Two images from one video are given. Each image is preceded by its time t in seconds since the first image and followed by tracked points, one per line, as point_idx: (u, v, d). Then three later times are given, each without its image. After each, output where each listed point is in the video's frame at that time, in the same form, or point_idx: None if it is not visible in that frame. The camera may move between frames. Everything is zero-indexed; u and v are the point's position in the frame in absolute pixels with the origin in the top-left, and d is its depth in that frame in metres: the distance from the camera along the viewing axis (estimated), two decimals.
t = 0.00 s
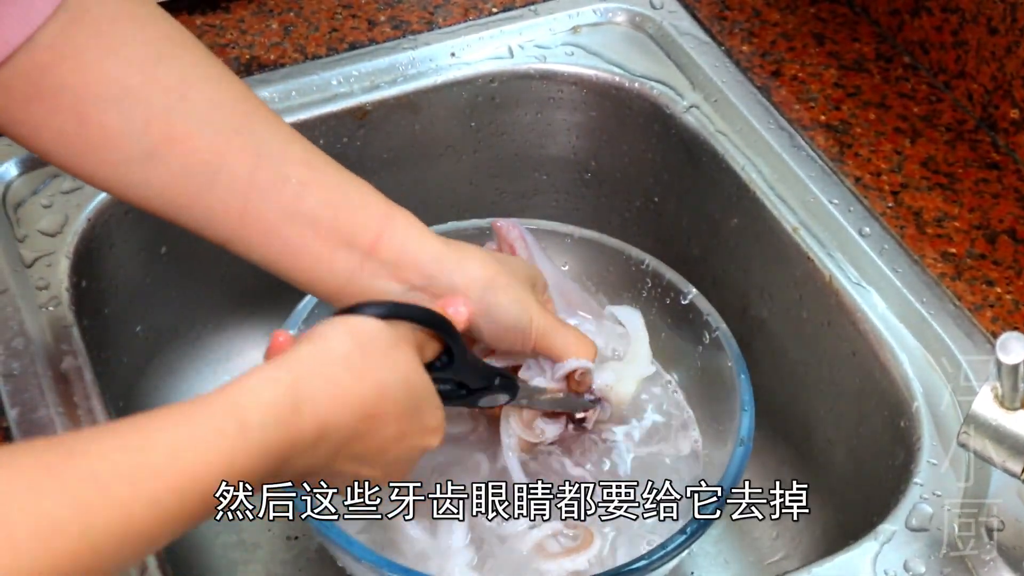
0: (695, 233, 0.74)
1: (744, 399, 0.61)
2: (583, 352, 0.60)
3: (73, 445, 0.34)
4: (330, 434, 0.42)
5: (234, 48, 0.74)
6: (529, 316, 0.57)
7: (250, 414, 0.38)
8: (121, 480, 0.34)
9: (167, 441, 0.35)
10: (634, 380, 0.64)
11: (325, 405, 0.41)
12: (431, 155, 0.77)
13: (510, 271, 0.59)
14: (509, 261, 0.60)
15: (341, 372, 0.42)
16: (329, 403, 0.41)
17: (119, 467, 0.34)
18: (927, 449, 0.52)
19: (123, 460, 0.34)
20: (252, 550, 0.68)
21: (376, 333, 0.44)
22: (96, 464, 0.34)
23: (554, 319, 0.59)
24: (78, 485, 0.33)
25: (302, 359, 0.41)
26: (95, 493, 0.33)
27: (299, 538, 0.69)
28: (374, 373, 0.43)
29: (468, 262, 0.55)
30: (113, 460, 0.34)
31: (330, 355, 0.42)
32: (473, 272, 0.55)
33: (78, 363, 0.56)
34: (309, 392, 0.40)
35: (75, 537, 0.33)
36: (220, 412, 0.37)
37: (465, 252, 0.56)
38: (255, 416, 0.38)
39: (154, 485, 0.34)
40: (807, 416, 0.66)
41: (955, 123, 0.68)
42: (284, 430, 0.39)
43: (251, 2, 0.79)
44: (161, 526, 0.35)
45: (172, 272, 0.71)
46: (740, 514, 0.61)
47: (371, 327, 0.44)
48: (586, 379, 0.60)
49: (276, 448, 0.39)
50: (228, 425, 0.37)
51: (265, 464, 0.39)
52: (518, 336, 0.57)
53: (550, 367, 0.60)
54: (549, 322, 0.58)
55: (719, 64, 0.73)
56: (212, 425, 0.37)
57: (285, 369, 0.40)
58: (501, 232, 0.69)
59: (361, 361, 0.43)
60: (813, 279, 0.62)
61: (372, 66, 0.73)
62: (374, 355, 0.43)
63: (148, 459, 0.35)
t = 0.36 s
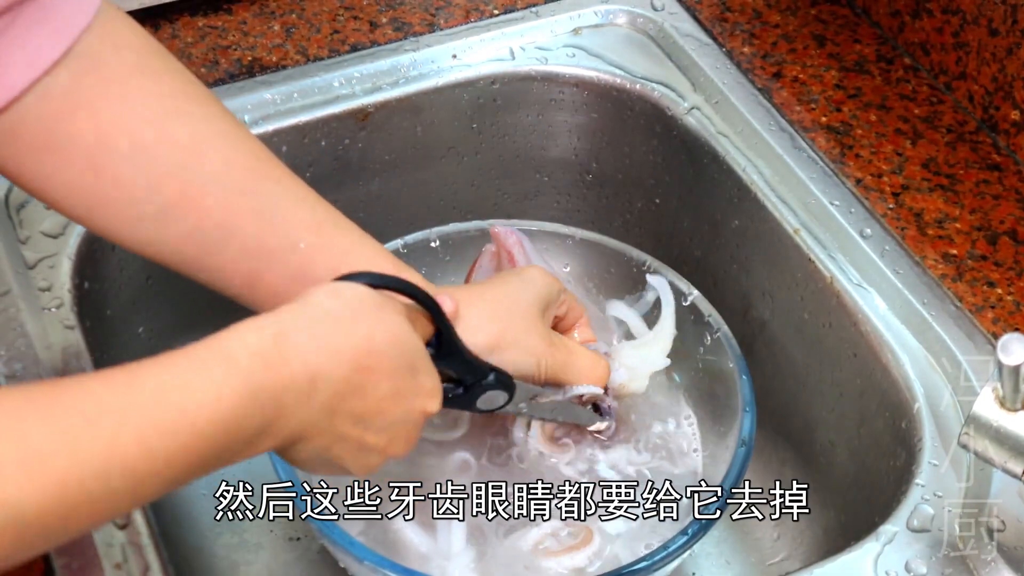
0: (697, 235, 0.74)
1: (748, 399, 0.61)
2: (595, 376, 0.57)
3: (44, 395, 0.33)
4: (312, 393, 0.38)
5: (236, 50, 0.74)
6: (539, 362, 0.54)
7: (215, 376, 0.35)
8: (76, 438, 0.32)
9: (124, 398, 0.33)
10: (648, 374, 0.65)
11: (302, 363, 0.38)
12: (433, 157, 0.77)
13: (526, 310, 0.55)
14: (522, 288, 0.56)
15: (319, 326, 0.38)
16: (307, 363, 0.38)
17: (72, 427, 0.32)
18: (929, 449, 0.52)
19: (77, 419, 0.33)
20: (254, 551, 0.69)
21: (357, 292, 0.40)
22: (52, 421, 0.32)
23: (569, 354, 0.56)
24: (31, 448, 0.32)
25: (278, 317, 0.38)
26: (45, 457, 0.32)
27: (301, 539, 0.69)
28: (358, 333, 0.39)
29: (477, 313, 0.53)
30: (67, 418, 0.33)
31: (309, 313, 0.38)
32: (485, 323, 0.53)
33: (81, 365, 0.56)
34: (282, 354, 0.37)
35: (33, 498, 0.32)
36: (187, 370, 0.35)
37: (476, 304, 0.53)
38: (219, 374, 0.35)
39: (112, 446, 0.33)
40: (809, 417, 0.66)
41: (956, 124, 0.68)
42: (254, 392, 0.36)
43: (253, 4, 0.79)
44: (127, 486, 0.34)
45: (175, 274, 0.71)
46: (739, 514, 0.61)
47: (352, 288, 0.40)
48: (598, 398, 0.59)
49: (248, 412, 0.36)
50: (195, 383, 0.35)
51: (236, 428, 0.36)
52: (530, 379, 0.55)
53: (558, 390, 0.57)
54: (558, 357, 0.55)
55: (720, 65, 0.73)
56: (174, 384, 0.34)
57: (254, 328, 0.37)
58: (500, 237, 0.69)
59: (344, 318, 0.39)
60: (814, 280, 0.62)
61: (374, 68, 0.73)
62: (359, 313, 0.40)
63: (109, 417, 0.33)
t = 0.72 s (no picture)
0: (698, 235, 0.74)
1: (749, 401, 0.61)
2: (569, 331, 0.60)
3: (107, 422, 0.36)
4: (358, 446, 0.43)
5: (238, 50, 0.74)
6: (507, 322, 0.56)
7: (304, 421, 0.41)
8: (164, 439, 0.37)
9: (229, 417, 0.39)
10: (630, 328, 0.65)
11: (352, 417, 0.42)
12: (435, 157, 0.77)
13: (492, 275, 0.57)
14: (486, 254, 0.58)
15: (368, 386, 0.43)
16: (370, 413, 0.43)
17: (150, 446, 0.37)
18: (931, 450, 0.52)
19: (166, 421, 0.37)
20: (256, 551, 0.69)
21: (425, 355, 0.46)
22: (128, 440, 0.36)
23: (536, 312, 0.58)
24: (108, 457, 0.36)
25: (338, 375, 0.42)
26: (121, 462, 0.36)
27: (303, 540, 0.69)
28: (419, 397, 0.45)
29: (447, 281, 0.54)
30: (151, 434, 0.37)
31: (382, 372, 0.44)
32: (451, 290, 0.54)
33: (82, 365, 0.56)
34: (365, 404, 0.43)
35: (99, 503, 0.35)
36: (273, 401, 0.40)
37: (444, 272, 0.55)
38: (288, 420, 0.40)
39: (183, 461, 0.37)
40: (810, 417, 0.66)
41: (958, 125, 0.68)
42: (315, 437, 0.41)
43: (254, 4, 0.79)
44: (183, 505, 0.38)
45: (176, 274, 0.71)
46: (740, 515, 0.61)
47: (421, 350, 0.46)
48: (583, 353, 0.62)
49: (315, 452, 0.41)
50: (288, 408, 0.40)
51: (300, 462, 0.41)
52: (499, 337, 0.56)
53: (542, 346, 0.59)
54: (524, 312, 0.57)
55: (722, 65, 0.73)
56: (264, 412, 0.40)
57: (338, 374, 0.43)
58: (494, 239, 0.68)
59: (413, 374, 0.45)
60: (816, 281, 0.62)
61: (375, 68, 0.73)
62: (419, 376, 0.45)
63: (198, 431, 0.38)
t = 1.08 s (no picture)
0: (697, 235, 0.74)
1: (748, 402, 0.61)
2: (565, 309, 0.58)
3: (93, 465, 0.36)
4: (342, 452, 0.42)
5: (237, 51, 0.74)
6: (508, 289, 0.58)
7: (282, 433, 0.39)
8: (140, 484, 0.36)
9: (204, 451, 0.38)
10: (645, 341, 0.64)
11: (331, 421, 0.41)
12: (434, 158, 0.77)
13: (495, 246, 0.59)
14: (489, 231, 0.61)
15: (337, 383, 0.41)
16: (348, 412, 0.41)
17: (126, 495, 0.35)
18: (930, 451, 0.52)
19: (140, 465, 0.36)
20: (255, 552, 0.68)
21: (376, 334, 0.44)
22: (99, 489, 0.35)
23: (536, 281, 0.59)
24: (79, 514, 0.34)
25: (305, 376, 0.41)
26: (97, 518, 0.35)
27: (302, 540, 0.69)
28: (383, 381, 0.43)
29: (449, 235, 0.57)
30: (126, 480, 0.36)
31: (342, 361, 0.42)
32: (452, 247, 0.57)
33: (81, 365, 0.56)
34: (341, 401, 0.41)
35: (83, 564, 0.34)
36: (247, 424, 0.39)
37: (449, 230, 0.57)
38: (266, 443, 0.39)
39: (163, 501, 0.36)
40: (809, 417, 0.66)
41: (957, 125, 0.68)
42: (295, 452, 0.40)
43: (253, 5, 0.79)
44: (170, 550, 0.37)
45: (175, 274, 0.71)
46: (740, 515, 0.61)
47: (370, 330, 0.44)
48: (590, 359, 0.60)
49: (303, 465, 0.40)
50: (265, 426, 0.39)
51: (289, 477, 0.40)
52: (495, 297, 0.58)
53: (536, 327, 0.59)
54: (526, 286, 0.58)
55: (721, 66, 0.73)
56: (240, 435, 0.39)
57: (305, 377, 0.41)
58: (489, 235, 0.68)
59: (375, 351, 0.43)
60: (816, 282, 0.62)
61: (374, 69, 0.73)
62: (377, 361, 0.43)
63: (174, 471, 0.37)
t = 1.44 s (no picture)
0: (697, 237, 0.74)
1: (748, 404, 0.61)
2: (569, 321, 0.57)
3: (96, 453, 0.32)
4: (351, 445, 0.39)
5: (237, 53, 0.74)
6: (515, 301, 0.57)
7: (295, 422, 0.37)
8: (147, 471, 0.32)
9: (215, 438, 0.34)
10: (645, 355, 0.65)
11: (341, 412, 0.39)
12: (434, 160, 0.77)
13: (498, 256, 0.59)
14: (490, 240, 0.60)
15: (350, 378, 0.40)
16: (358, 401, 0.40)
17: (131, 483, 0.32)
18: (930, 453, 0.52)
19: (145, 452, 0.33)
20: (255, 555, 0.69)
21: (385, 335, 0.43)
22: (104, 477, 0.32)
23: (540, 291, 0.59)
24: (86, 506, 0.31)
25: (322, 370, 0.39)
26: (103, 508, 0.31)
27: (303, 543, 0.69)
28: (391, 376, 0.42)
29: (453, 246, 0.57)
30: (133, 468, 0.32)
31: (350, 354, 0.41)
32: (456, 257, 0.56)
33: (81, 368, 0.56)
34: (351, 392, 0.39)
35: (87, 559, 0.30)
36: (256, 411, 0.36)
37: (453, 241, 0.57)
38: (275, 433, 0.36)
39: (172, 491, 0.33)
40: (809, 419, 0.66)
41: (957, 127, 0.68)
42: (309, 442, 0.37)
43: (253, 8, 0.79)
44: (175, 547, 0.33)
45: (175, 277, 0.71)
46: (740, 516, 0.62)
47: (380, 331, 0.43)
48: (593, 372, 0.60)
49: (315, 457, 0.37)
50: (276, 413, 0.36)
51: (301, 470, 0.37)
52: (499, 308, 0.57)
53: (537, 337, 0.59)
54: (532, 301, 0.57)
55: (721, 68, 0.73)
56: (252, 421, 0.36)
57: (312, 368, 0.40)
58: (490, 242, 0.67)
59: (385, 351, 0.42)
60: (816, 284, 0.62)
61: (374, 71, 0.73)
62: (389, 363, 0.42)
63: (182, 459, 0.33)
